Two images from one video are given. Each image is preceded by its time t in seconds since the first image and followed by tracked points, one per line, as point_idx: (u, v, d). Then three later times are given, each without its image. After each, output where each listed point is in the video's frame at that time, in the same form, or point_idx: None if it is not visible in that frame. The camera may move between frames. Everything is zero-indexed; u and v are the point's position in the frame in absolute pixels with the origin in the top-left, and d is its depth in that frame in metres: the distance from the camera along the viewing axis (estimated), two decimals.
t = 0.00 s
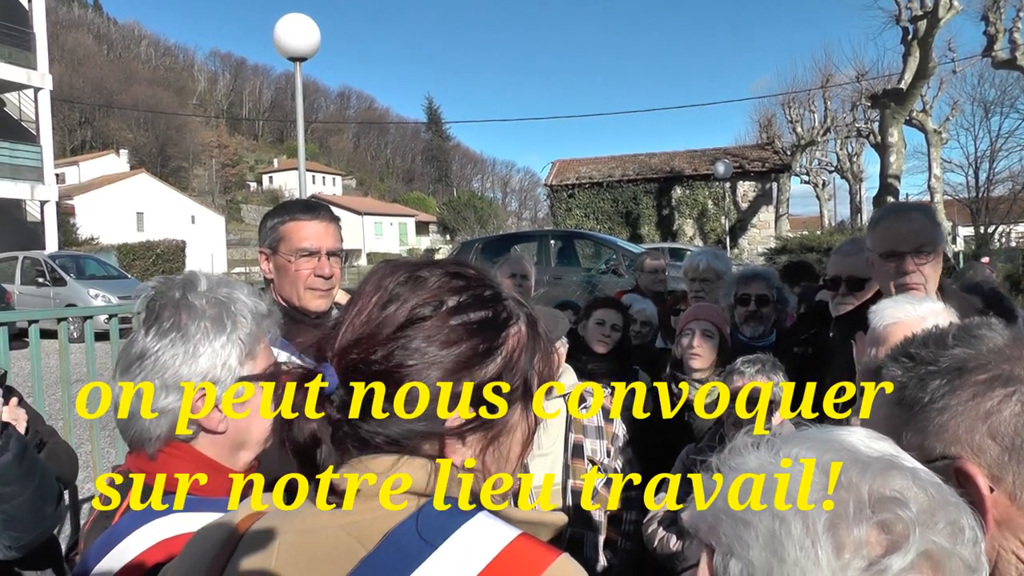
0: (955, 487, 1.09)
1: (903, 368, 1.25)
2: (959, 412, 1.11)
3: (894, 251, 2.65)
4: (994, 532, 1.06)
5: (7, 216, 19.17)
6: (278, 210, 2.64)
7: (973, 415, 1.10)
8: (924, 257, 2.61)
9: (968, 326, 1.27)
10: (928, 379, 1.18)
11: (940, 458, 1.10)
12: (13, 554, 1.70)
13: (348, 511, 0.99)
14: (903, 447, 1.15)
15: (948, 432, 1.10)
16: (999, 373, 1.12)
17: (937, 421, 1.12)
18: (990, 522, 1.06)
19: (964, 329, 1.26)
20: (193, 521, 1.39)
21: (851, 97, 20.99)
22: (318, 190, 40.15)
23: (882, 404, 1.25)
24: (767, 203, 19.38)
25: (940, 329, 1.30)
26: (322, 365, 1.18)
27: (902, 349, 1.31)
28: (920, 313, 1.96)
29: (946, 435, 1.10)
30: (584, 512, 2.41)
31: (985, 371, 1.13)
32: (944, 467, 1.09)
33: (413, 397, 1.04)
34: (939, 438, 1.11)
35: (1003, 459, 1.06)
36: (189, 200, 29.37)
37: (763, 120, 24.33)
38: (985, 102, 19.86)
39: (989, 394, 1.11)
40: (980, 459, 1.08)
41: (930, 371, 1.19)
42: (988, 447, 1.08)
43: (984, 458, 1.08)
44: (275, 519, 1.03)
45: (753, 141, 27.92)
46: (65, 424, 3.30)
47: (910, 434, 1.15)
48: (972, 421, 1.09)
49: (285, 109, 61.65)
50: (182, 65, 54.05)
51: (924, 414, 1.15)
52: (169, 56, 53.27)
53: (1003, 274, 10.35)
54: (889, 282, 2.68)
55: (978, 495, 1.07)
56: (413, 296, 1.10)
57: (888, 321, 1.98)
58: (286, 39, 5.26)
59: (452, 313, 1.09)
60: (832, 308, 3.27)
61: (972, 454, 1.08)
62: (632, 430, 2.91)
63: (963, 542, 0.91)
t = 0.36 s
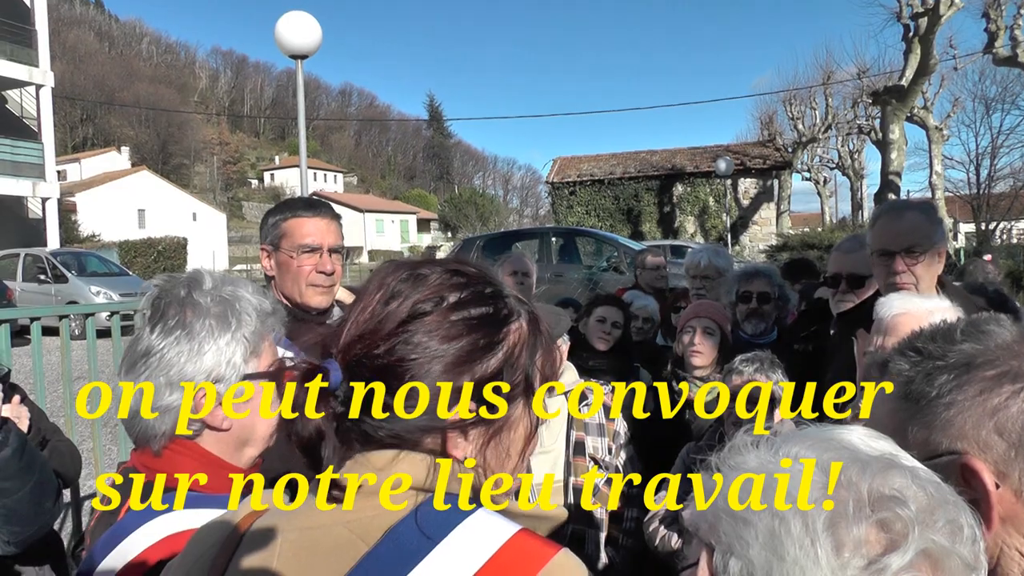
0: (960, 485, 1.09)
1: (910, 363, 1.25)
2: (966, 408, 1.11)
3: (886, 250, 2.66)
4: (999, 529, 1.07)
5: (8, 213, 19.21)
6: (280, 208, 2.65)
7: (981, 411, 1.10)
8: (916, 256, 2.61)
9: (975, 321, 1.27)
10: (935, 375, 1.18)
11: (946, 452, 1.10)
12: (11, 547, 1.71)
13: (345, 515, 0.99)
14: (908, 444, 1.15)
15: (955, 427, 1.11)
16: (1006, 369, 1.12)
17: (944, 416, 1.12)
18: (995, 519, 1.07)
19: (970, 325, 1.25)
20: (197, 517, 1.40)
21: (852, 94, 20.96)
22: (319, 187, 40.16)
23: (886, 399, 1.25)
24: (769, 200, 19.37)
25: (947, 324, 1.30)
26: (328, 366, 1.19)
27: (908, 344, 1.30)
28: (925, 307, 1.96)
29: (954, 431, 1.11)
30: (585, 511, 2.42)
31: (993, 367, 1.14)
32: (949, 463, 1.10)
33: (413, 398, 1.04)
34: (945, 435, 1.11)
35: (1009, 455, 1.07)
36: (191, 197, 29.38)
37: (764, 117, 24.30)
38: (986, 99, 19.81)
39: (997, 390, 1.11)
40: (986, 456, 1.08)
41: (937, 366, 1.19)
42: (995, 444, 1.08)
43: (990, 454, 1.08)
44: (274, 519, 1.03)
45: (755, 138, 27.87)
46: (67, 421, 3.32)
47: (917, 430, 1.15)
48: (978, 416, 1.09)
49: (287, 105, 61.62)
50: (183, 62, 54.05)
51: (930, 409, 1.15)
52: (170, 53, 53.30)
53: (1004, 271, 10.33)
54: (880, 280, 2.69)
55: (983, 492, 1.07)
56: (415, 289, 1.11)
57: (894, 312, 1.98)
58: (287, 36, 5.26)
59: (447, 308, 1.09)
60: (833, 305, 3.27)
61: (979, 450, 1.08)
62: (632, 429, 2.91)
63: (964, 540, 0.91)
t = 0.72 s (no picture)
0: (963, 486, 1.09)
1: (912, 364, 1.25)
2: (970, 408, 1.11)
3: (884, 252, 2.66)
4: (1001, 531, 1.07)
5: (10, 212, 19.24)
6: (283, 207, 2.66)
7: (985, 410, 1.10)
8: (913, 258, 2.61)
9: (979, 322, 1.27)
10: (937, 375, 1.19)
11: (950, 453, 1.11)
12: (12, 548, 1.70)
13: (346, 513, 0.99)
14: (910, 444, 1.16)
15: (958, 428, 1.11)
16: (1011, 370, 1.13)
17: (946, 416, 1.13)
18: (999, 520, 1.07)
19: (974, 325, 1.25)
20: (200, 515, 1.41)
21: (853, 94, 20.96)
22: (320, 186, 40.19)
23: (889, 399, 1.26)
24: (770, 200, 19.37)
25: (949, 324, 1.31)
26: (341, 365, 1.20)
27: (911, 344, 1.30)
28: (930, 306, 1.97)
29: (956, 432, 1.11)
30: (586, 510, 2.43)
31: (996, 368, 1.14)
32: (953, 465, 1.10)
33: (414, 399, 1.05)
34: (948, 434, 1.12)
35: (1013, 456, 1.07)
36: (192, 196, 29.39)
37: (765, 117, 24.30)
38: (987, 99, 19.81)
39: (1000, 390, 1.11)
40: (990, 457, 1.08)
41: (941, 367, 1.19)
42: (998, 444, 1.08)
43: (994, 455, 1.08)
44: (277, 518, 1.04)
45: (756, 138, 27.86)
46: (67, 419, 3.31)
47: (920, 430, 1.16)
48: (982, 416, 1.10)
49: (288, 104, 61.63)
50: (184, 61, 54.10)
51: (934, 410, 1.15)
52: (171, 53, 53.35)
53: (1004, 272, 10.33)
54: (878, 282, 2.69)
55: (986, 492, 1.08)
56: (423, 287, 1.12)
57: (900, 310, 1.99)
58: (288, 35, 5.27)
59: (453, 305, 1.10)
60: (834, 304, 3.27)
61: (982, 450, 1.09)
62: (632, 430, 2.92)
63: (965, 539, 0.92)
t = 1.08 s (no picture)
0: (966, 485, 1.10)
1: (910, 365, 1.26)
2: (971, 407, 1.12)
3: (884, 252, 2.67)
4: (1005, 530, 1.08)
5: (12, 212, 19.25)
6: (315, 204, 2.67)
7: (984, 409, 1.11)
8: (913, 258, 2.61)
9: (975, 321, 1.28)
10: (936, 375, 1.19)
11: (953, 453, 1.11)
12: (23, 545, 1.71)
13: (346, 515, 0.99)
14: (913, 444, 1.16)
15: (959, 428, 1.12)
16: (1009, 367, 1.13)
17: (948, 416, 1.13)
18: (1005, 519, 1.07)
19: (970, 325, 1.26)
20: (201, 513, 1.41)
21: (854, 93, 20.93)
22: (321, 185, 40.18)
23: (889, 398, 1.27)
24: (771, 199, 19.37)
25: (947, 325, 1.31)
26: (337, 362, 1.20)
27: (909, 346, 1.31)
28: (929, 307, 1.97)
29: (958, 432, 1.12)
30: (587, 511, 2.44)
31: (995, 366, 1.14)
32: (956, 464, 1.10)
33: (413, 397, 1.04)
34: (949, 435, 1.12)
35: (1016, 454, 1.08)
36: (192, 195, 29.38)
37: (766, 116, 24.27)
38: (988, 98, 19.76)
39: (1000, 389, 1.12)
40: (992, 455, 1.09)
41: (940, 367, 1.20)
42: (1001, 441, 1.09)
43: (997, 453, 1.09)
44: (278, 518, 1.04)
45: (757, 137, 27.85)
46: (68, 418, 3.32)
47: (921, 431, 1.16)
48: (982, 415, 1.10)
49: (289, 104, 61.59)
50: (185, 60, 54.10)
51: (935, 410, 1.16)
52: (171, 52, 53.34)
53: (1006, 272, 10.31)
54: (879, 283, 2.70)
55: (992, 491, 1.08)
56: (412, 285, 1.11)
57: (897, 311, 2.00)
58: (289, 34, 5.27)
59: (440, 300, 1.09)
60: (835, 304, 3.27)
61: (986, 448, 1.09)
62: (633, 429, 2.92)
63: (965, 539, 0.92)
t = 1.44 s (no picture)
0: (971, 489, 1.11)
1: (921, 367, 1.26)
2: (979, 411, 1.12)
3: (883, 254, 2.67)
4: (1012, 533, 1.08)
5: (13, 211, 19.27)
6: (300, 208, 2.66)
7: (995, 414, 1.10)
8: (911, 260, 2.61)
9: (987, 324, 1.27)
10: (947, 378, 1.19)
11: (959, 457, 1.12)
12: (46, 536, 1.77)
13: (340, 517, 0.99)
14: (919, 448, 1.17)
15: (968, 431, 1.12)
16: (1020, 372, 1.13)
17: (957, 419, 1.14)
18: (1010, 524, 1.08)
19: (982, 328, 1.26)
20: (198, 513, 1.41)
21: (855, 95, 20.94)
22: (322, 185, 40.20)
23: (896, 401, 1.27)
24: (772, 200, 19.38)
25: (958, 328, 1.30)
26: (319, 364, 1.19)
27: (919, 347, 1.31)
28: (926, 310, 1.98)
29: (966, 434, 1.12)
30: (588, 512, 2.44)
31: (1006, 371, 1.14)
32: (963, 468, 1.11)
33: (412, 398, 1.03)
34: (958, 438, 1.13)
35: None
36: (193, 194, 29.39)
37: (767, 118, 24.26)
38: (989, 99, 19.74)
39: (1010, 394, 1.11)
40: (1000, 460, 1.09)
41: (949, 369, 1.20)
42: (1009, 447, 1.09)
43: (1004, 458, 1.09)
44: (273, 519, 1.04)
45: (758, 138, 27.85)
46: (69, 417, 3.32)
47: (929, 433, 1.16)
48: (992, 419, 1.10)
49: (290, 103, 61.61)
50: (186, 60, 54.13)
51: (943, 412, 1.16)
52: (173, 52, 53.38)
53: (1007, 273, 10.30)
54: (877, 285, 2.70)
55: (999, 496, 1.08)
56: (391, 287, 1.10)
57: (895, 314, 2.01)
58: (290, 34, 5.27)
59: (420, 302, 1.09)
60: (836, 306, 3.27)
61: (993, 453, 1.10)
62: (634, 430, 2.92)
63: (966, 546, 0.93)
